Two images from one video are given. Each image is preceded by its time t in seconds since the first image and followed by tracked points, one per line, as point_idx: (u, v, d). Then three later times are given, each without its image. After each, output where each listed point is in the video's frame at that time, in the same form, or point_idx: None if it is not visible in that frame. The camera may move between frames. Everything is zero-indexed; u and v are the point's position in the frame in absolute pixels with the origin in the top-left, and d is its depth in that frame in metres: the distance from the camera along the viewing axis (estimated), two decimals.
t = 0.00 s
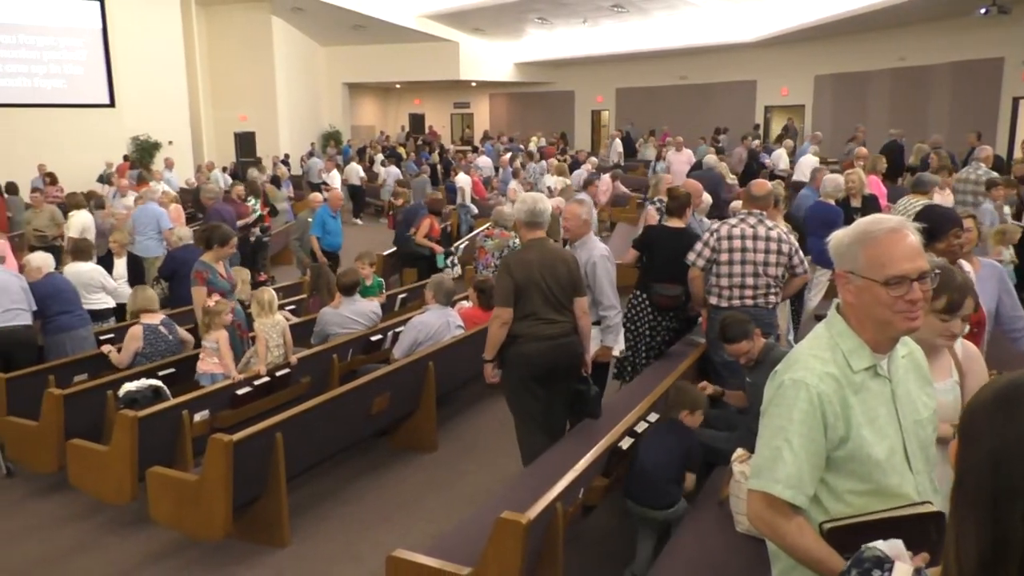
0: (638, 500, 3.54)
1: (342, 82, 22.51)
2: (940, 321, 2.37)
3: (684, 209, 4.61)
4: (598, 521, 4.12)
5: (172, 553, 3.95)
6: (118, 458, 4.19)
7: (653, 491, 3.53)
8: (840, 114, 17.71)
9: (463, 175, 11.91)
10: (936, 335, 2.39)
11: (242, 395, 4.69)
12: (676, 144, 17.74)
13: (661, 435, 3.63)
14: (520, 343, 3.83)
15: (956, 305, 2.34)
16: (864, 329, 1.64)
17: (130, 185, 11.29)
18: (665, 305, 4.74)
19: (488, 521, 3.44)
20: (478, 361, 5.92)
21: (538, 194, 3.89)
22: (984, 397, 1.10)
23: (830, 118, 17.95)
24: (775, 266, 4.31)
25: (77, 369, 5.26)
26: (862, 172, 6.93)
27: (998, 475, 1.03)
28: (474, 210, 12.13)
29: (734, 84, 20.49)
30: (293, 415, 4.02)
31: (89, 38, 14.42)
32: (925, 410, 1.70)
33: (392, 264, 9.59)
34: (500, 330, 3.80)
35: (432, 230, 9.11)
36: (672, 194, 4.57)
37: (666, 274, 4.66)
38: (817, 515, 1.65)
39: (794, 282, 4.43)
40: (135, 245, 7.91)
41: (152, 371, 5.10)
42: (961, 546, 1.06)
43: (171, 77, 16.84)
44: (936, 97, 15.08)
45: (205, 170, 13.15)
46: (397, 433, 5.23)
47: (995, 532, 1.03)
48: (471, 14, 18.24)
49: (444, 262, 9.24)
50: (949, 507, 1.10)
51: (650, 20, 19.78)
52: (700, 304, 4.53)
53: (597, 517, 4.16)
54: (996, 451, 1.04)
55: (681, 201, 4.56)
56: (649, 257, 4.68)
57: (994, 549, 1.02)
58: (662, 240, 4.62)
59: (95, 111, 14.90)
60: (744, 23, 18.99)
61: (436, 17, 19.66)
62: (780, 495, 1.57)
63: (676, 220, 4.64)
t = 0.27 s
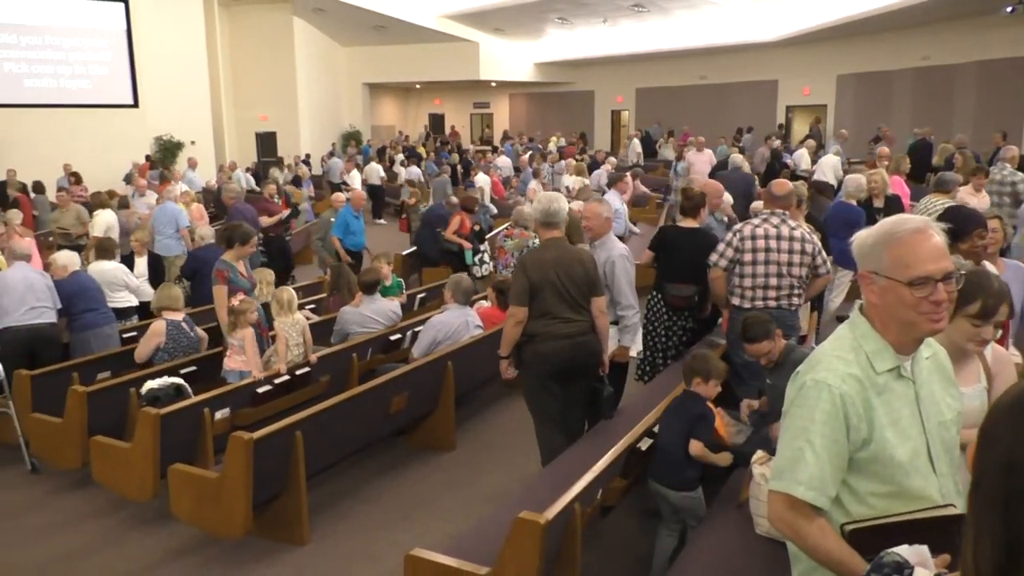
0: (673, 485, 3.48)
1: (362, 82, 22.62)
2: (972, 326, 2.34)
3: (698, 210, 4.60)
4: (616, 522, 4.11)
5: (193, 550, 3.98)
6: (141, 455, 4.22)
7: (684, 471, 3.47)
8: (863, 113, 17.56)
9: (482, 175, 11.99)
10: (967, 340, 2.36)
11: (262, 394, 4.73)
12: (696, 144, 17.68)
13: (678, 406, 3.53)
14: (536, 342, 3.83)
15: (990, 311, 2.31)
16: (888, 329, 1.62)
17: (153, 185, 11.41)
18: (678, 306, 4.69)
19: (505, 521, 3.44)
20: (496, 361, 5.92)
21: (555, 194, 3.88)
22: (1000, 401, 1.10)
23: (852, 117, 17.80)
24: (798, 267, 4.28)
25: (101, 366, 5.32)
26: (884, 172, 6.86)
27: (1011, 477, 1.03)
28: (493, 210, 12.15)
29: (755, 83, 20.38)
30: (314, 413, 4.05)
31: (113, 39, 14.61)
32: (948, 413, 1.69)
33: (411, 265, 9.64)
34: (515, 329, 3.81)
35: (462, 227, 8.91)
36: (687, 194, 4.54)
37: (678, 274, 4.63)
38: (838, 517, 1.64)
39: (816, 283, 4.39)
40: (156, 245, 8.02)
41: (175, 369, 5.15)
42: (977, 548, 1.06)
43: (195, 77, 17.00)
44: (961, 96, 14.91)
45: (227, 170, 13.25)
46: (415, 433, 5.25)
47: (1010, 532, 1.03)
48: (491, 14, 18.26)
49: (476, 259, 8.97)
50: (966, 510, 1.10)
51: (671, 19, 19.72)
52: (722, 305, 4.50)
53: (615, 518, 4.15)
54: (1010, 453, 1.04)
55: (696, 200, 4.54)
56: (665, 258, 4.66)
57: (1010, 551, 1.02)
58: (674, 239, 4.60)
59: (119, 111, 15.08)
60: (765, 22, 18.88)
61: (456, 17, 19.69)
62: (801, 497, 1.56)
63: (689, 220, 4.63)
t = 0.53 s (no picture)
0: (693, 478, 3.48)
1: (379, 82, 22.72)
2: (989, 319, 2.33)
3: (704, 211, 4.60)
4: (631, 523, 4.10)
5: (209, 547, 4.01)
6: (158, 454, 4.23)
7: (704, 465, 3.46)
8: (882, 113, 17.43)
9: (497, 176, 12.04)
10: (986, 336, 2.34)
11: (278, 392, 4.75)
12: (712, 145, 17.64)
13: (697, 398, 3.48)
14: (551, 341, 3.82)
15: (1004, 302, 2.32)
16: (908, 331, 1.61)
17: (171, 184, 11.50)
18: (682, 307, 4.66)
19: (520, 520, 3.44)
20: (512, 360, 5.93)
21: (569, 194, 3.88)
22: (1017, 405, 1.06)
23: (871, 117, 17.68)
24: (822, 267, 4.25)
25: (119, 364, 5.36)
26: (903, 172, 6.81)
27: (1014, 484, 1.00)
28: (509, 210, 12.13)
29: (773, 83, 20.30)
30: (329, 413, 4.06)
31: (134, 40, 14.77)
32: (967, 414, 1.66)
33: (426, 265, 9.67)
34: (530, 328, 3.82)
35: (485, 227, 8.89)
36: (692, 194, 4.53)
37: (683, 274, 4.62)
38: (855, 517, 1.63)
39: (838, 284, 4.36)
40: (172, 244, 8.08)
41: (192, 368, 5.19)
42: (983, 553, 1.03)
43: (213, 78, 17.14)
44: (982, 96, 14.77)
45: (245, 170, 13.33)
46: (430, 432, 5.25)
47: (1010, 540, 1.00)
48: (508, 14, 18.29)
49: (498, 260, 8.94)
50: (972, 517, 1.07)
51: (688, 19, 19.67)
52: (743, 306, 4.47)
53: (631, 519, 4.14)
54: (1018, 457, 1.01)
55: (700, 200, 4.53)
56: (673, 262, 4.64)
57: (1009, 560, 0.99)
58: (679, 240, 4.59)
59: (139, 112, 15.23)
60: (784, 22, 18.80)
61: (473, 17, 19.73)
62: (817, 497, 1.55)
63: (693, 220, 4.61)
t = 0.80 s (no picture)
0: (714, 478, 3.49)
1: (394, 83, 22.78)
2: (998, 312, 2.33)
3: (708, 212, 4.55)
4: (645, 524, 4.09)
5: (224, 544, 4.03)
6: (174, 452, 4.27)
7: (725, 465, 3.49)
8: (899, 113, 17.28)
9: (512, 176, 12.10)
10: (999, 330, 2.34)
11: (292, 391, 4.77)
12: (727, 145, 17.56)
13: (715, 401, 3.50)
14: (565, 340, 3.82)
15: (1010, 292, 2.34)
16: (926, 333, 1.59)
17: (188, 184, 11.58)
18: (688, 309, 4.67)
19: (533, 520, 3.44)
20: (526, 360, 5.93)
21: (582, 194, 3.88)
22: None
23: (888, 118, 17.54)
24: (839, 269, 4.23)
25: (136, 363, 5.41)
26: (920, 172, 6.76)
27: None
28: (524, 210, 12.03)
29: (789, 82, 20.17)
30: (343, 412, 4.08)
31: (151, 41, 14.88)
32: (984, 415, 1.65)
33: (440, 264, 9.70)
34: (544, 327, 3.82)
35: (506, 227, 8.85)
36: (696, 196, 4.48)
37: (688, 275, 4.63)
38: (871, 518, 1.61)
39: (852, 286, 4.35)
40: (188, 243, 8.13)
41: (207, 366, 5.22)
42: (998, 557, 1.00)
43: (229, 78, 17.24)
44: (1001, 96, 14.61)
45: (260, 170, 13.40)
46: (444, 432, 5.26)
47: None
48: (523, 14, 18.28)
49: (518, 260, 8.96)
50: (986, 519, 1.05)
51: (703, 18, 19.60)
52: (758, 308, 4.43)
53: (644, 520, 4.14)
54: None
55: (704, 202, 4.48)
56: (681, 260, 4.63)
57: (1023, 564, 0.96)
58: (685, 242, 4.59)
59: (155, 112, 15.34)
60: (800, 21, 18.69)
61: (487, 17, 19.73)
62: (832, 498, 1.54)
63: (698, 222, 4.57)
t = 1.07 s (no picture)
0: (731, 476, 3.54)
1: (409, 83, 22.83)
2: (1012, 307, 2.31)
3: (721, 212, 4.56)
4: (660, 525, 4.07)
5: (240, 542, 4.06)
6: (191, 449, 4.29)
7: (742, 464, 3.51)
8: (917, 113, 17.14)
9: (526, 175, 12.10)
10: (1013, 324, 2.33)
11: (307, 390, 4.80)
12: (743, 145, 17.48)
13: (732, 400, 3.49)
14: (580, 340, 3.81)
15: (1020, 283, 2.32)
16: (942, 333, 1.58)
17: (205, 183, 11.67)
18: (701, 309, 4.63)
19: (548, 520, 3.44)
20: (540, 360, 5.93)
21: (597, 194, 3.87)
22: None
23: (906, 118, 17.39)
24: (850, 270, 4.20)
25: (153, 360, 5.45)
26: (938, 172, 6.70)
27: None
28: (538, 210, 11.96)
29: (806, 82, 20.05)
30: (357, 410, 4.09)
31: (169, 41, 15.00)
32: (1003, 416, 1.63)
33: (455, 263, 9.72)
34: (559, 327, 3.81)
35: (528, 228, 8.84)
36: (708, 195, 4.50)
37: (700, 275, 4.61)
38: (887, 520, 1.60)
39: (865, 286, 4.31)
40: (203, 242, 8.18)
41: (224, 364, 5.25)
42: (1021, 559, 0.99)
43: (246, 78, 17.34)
44: (1021, 95, 14.45)
45: (276, 170, 13.47)
46: (458, 432, 5.26)
47: None
48: (538, 14, 18.28)
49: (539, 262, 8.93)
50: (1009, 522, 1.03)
51: (720, 17, 19.50)
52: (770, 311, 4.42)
53: (659, 521, 4.12)
54: None
55: (717, 202, 4.48)
56: (693, 264, 4.63)
57: None
58: (696, 241, 4.60)
59: (173, 111, 15.43)
60: (817, 20, 18.58)
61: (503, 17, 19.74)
62: (848, 499, 1.53)
63: (710, 222, 4.60)
